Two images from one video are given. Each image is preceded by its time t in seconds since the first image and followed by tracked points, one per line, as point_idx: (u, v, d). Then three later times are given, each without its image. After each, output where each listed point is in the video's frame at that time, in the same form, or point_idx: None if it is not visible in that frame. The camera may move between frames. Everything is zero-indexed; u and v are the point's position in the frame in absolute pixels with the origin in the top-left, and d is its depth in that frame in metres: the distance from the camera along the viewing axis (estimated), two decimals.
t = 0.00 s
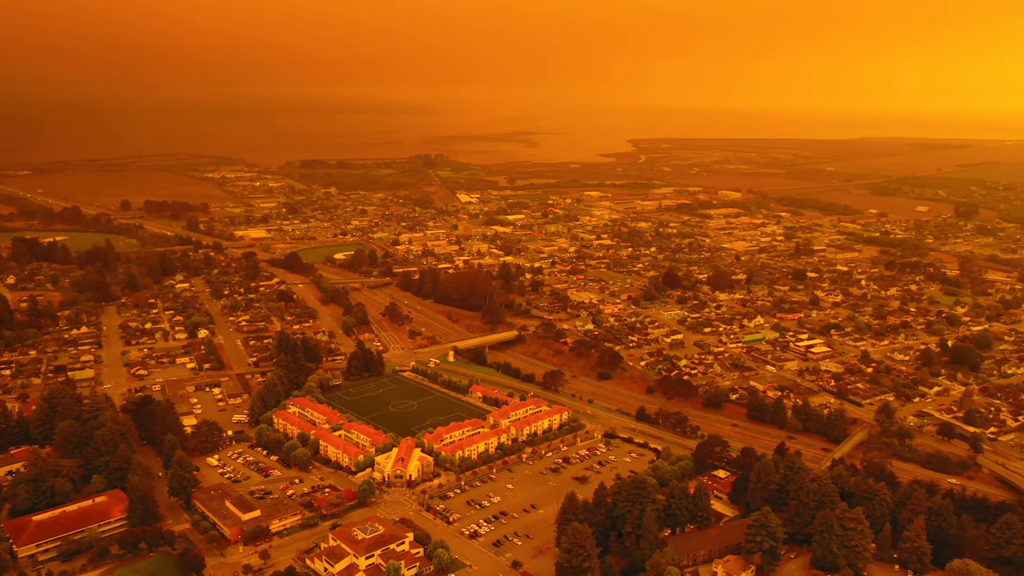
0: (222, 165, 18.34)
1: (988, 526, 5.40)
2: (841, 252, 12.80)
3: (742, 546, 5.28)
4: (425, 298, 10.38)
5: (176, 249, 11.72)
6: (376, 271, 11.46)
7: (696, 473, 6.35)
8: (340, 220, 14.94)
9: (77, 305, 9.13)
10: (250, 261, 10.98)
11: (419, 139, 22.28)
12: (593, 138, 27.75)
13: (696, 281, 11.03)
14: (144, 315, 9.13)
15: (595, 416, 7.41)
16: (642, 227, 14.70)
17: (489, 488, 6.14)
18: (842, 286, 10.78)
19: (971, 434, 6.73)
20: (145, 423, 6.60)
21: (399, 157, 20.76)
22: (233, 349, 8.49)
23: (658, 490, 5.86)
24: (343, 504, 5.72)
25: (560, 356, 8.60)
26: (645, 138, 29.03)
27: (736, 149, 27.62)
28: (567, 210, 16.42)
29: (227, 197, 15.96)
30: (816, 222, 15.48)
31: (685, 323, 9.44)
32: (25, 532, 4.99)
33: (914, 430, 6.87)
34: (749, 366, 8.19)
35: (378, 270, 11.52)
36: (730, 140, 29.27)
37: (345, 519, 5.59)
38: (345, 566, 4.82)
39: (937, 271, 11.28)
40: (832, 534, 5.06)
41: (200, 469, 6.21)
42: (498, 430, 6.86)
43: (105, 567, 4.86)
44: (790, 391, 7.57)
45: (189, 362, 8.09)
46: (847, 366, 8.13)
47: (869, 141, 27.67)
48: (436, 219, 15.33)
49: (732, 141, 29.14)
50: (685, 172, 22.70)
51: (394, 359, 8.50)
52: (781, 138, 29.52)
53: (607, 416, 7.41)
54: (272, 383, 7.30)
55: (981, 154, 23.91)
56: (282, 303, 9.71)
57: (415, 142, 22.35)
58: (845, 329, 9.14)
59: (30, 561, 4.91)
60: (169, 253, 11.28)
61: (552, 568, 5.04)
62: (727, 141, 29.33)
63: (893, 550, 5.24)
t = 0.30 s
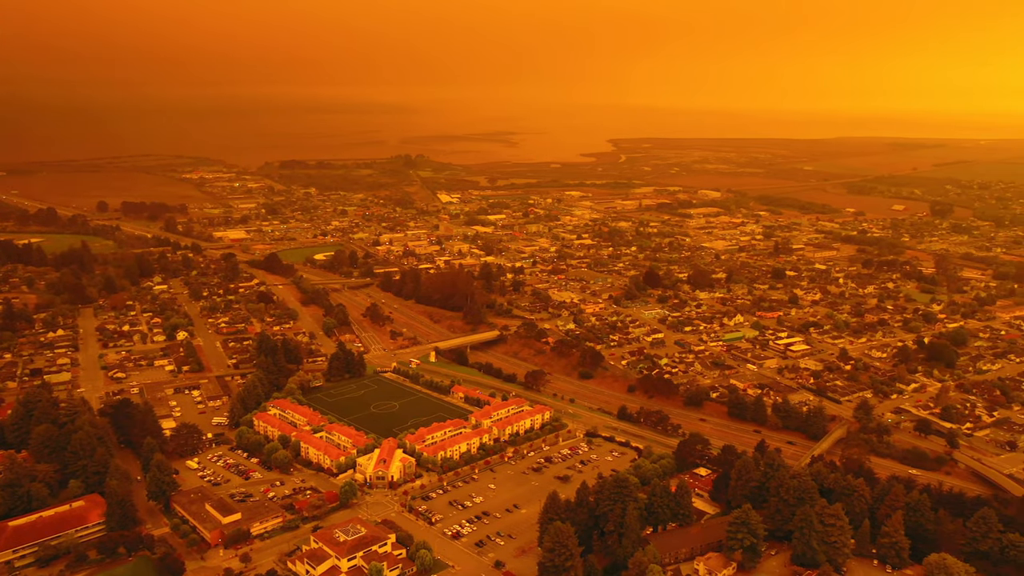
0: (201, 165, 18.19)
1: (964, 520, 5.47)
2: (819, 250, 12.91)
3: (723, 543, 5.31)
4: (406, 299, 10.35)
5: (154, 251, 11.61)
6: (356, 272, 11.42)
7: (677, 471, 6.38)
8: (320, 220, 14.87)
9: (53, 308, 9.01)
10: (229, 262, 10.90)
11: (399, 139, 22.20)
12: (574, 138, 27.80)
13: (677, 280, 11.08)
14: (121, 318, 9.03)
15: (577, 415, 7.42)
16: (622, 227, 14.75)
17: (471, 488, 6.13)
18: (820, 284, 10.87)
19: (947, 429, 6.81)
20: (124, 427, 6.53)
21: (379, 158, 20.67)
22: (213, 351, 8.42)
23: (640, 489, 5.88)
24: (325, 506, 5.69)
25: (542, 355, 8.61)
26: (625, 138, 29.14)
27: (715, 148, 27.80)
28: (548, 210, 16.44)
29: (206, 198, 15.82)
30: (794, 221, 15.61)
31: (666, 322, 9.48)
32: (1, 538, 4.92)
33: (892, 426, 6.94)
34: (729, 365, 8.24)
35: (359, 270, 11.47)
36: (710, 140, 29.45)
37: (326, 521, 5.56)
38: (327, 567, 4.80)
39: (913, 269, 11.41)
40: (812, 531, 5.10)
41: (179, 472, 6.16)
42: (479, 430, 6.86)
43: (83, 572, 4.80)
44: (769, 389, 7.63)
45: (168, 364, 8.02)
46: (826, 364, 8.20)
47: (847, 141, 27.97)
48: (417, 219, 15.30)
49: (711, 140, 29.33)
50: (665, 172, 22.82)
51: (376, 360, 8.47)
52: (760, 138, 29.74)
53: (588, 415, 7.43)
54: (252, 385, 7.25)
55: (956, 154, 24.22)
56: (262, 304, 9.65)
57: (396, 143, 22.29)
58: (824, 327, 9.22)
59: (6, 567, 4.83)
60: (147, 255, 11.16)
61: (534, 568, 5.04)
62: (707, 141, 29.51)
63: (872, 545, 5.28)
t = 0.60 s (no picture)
0: (180, 166, 18.02)
1: (941, 515, 5.53)
2: (798, 249, 13.02)
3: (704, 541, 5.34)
4: (387, 300, 10.31)
5: (131, 252, 11.50)
6: (337, 272, 11.36)
7: (659, 470, 6.40)
8: (300, 221, 14.79)
9: (28, 310, 8.89)
10: (208, 264, 10.82)
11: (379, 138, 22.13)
12: (555, 138, 27.85)
13: (657, 279, 11.13)
14: (99, 320, 8.93)
15: (559, 415, 7.43)
16: (603, 226, 14.79)
17: (454, 489, 6.12)
18: (799, 283, 10.96)
19: (924, 426, 6.89)
20: (101, 431, 6.45)
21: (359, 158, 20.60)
22: (192, 354, 8.34)
23: (622, 487, 5.89)
24: (306, 508, 5.66)
25: (523, 355, 8.61)
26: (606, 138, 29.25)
27: (695, 148, 27.96)
28: (528, 210, 16.45)
29: (185, 199, 15.68)
30: (773, 220, 15.73)
31: (647, 321, 9.52)
32: None
33: (870, 423, 7.01)
34: (710, 363, 8.29)
35: (339, 271, 11.41)
36: (690, 140, 29.62)
37: (307, 523, 5.53)
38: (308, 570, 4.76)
39: (890, 267, 11.52)
40: (792, 527, 5.14)
41: (158, 476, 6.10)
42: (461, 430, 6.84)
43: None
44: (749, 387, 7.68)
45: (146, 367, 7.94)
46: (804, 362, 8.26)
47: (824, 141, 28.24)
48: (398, 220, 15.26)
49: (691, 140, 29.50)
50: (645, 171, 22.92)
51: (356, 361, 8.43)
52: (739, 138, 29.96)
53: (570, 414, 7.44)
54: (232, 387, 7.19)
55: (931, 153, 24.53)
56: (241, 306, 9.58)
57: (377, 143, 22.22)
58: (802, 325, 9.30)
59: None
60: (124, 256, 11.04)
61: (516, 567, 5.04)
62: (687, 141, 29.68)
63: (851, 541, 5.32)
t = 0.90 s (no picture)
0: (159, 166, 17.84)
1: (919, 510, 5.59)
2: (777, 248, 13.12)
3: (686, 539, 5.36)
4: (368, 300, 10.28)
5: (108, 254, 11.38)
6: (317, 273, 11.30)
7: (641, 468, 6.42)
8: (280, 222, 14.69)
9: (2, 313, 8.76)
10: (186, 265, 10.73)
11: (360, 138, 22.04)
12: (537, 138, 27.88)
13: (638, 279, 11.17)
14: (75, 323, 8.83)
15: (541, 414, 7.44)
16: (584, 226, 14.82)
17: (436, 490, 6.11)
18: (778, 281, 11.05)
19: (902, 422, 6.97)
20: (78, 435, 6.37)
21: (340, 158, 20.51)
22: (171, 356, 8.27)
23: (604, 486, 5.91)
24: (287, 511, 5.62)
25: (505, 355, 8.61)
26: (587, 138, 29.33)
27: (676, 148, 28.10)
28: (509, 210, 16.45)
29: (163, 200, 15.53)
30: (752, 219, 15.83)
31: (628, 321, 9.55)
32: None
33: (849, 420, 7.07)
34: (691, 362, 8.33)
35: (320, 272, 11.36)
36: (670, 139, 29.77)
37: (289, 526, 5.50)
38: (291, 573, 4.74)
39: (868, 265, 11.63)
40: (773, 524, 5.18)
41: (137, 480, 6.03)
42: (444, 431, 6.83)
43: None
44: (730, 385, 7.73)
45: (124, 370, 7.85)
46: (784, 360, 8.32)
47: (803, 141, 28.49)
48: (379, 220, 15.21)
49: (672, 140, 29.65)
50: (626, 171, 23.01)
51: (338, 362, 8.39)
52: (719, 137, 30.15)
53: (552, 414, 7.44)
54: (212, 390, 7.13)
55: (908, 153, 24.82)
56: (221, 307, 9.50)
57: (357, 143, 22.13)
58: (782, 323, 9.37)
59: None
60: (101, 258, 10.92)
61: (500, 568, 5.04)
62: (667, 140, 29.83)
63: (831, 537, 5.37)
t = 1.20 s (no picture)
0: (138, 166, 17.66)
1: (898, 506, 5.65)
2: (758, 247, 13.21)
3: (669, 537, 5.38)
4: (350, 301, 10.23)
5: (86, 256, 11.26)
6: (299, 274, 11.24)
7: (624, 467, 6.44)
8: (261, 223, 14.60)
9: None
10: (166, 267, 10.64)
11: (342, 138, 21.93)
12: (519, 138, 27.90)
13: (621, 278, 11.20)
14: (53, 326, 8.72)
15: (525, 414, 7.44)
16: (566, 225, 14.85)
17: (420, 491, 6.09)
18: (759, 280, 11.12)
19: (882, 419, 7.03)
20: (57, 438, 6.29)
21: (321, 158, 20.42)
22: (150, 359, 8.19)
23: (587, 485, 5.92)
24: (270, 513, 5.59)
25: (488, 355, 8.61)
26: (570, 138, 29.39)
27: (657, 147, 28.22)
28: (491, 210, 16.44)
29: (143, 201, 15.39)
30: (733, 218, 15.93)
31: (611, 320, 9.58)
32: None
33: (829, 417, 7.13)
34: (673, 361, 8.36)
35: (301, 273, 11.30)
36: (652, 139, 29.90)
37: (271, 528, 5.46)
38: None
39: (847, 264, 11.74)
40: (755, 522, 5.21)
41: (117, 484, 5.97)
42: (427, 431, 6.81)
43: None
44: (712, 383, 7.77)
45: (103, 373, 7.77)
46: (766, 358, 8.38)
47: (783, 140, 28.70)
48: (360, 221, 15.16)
49: (653, 139, 29.78)
50: (608, 171, 23.09)
51: (320, 364, 8.35)
52: (700, 137, 30.32)
53: (536, 414, 7.44)
54: (193, 392, 7.07)
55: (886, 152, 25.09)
56: (201, 309, 9.43)
57: (339, 142, 22.03)
58: (763, 322, 9.43)
59: None
60: (79, 260, 10.80)
61: (483, 568, 5.04)
62: (649, 140, 29.96)
63: (812, 533, 5.40)
